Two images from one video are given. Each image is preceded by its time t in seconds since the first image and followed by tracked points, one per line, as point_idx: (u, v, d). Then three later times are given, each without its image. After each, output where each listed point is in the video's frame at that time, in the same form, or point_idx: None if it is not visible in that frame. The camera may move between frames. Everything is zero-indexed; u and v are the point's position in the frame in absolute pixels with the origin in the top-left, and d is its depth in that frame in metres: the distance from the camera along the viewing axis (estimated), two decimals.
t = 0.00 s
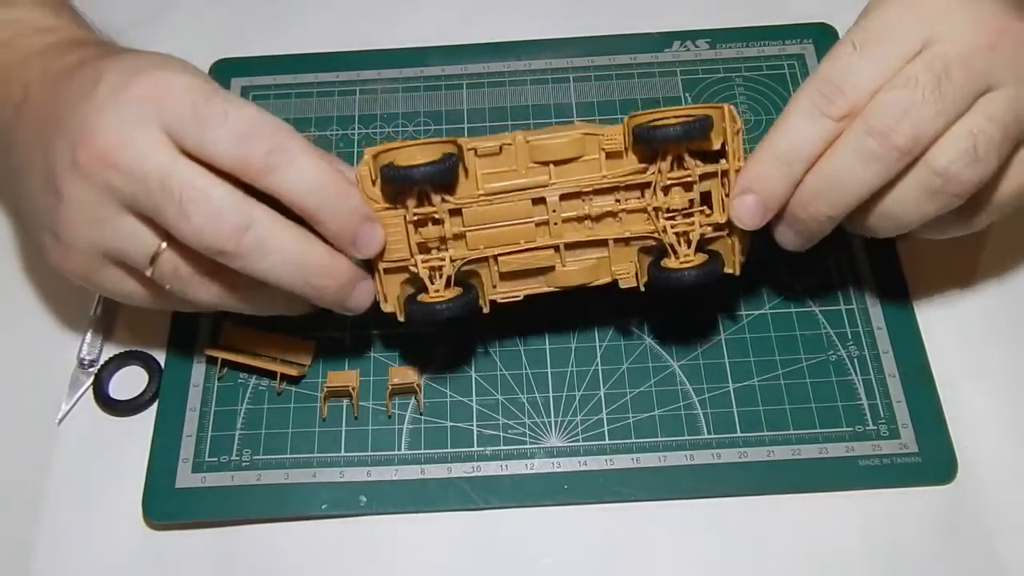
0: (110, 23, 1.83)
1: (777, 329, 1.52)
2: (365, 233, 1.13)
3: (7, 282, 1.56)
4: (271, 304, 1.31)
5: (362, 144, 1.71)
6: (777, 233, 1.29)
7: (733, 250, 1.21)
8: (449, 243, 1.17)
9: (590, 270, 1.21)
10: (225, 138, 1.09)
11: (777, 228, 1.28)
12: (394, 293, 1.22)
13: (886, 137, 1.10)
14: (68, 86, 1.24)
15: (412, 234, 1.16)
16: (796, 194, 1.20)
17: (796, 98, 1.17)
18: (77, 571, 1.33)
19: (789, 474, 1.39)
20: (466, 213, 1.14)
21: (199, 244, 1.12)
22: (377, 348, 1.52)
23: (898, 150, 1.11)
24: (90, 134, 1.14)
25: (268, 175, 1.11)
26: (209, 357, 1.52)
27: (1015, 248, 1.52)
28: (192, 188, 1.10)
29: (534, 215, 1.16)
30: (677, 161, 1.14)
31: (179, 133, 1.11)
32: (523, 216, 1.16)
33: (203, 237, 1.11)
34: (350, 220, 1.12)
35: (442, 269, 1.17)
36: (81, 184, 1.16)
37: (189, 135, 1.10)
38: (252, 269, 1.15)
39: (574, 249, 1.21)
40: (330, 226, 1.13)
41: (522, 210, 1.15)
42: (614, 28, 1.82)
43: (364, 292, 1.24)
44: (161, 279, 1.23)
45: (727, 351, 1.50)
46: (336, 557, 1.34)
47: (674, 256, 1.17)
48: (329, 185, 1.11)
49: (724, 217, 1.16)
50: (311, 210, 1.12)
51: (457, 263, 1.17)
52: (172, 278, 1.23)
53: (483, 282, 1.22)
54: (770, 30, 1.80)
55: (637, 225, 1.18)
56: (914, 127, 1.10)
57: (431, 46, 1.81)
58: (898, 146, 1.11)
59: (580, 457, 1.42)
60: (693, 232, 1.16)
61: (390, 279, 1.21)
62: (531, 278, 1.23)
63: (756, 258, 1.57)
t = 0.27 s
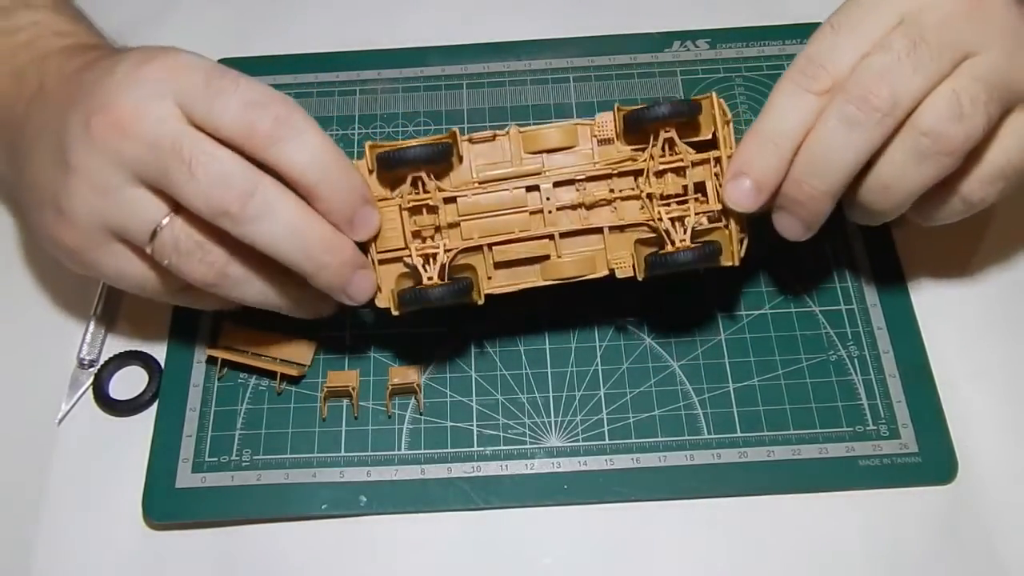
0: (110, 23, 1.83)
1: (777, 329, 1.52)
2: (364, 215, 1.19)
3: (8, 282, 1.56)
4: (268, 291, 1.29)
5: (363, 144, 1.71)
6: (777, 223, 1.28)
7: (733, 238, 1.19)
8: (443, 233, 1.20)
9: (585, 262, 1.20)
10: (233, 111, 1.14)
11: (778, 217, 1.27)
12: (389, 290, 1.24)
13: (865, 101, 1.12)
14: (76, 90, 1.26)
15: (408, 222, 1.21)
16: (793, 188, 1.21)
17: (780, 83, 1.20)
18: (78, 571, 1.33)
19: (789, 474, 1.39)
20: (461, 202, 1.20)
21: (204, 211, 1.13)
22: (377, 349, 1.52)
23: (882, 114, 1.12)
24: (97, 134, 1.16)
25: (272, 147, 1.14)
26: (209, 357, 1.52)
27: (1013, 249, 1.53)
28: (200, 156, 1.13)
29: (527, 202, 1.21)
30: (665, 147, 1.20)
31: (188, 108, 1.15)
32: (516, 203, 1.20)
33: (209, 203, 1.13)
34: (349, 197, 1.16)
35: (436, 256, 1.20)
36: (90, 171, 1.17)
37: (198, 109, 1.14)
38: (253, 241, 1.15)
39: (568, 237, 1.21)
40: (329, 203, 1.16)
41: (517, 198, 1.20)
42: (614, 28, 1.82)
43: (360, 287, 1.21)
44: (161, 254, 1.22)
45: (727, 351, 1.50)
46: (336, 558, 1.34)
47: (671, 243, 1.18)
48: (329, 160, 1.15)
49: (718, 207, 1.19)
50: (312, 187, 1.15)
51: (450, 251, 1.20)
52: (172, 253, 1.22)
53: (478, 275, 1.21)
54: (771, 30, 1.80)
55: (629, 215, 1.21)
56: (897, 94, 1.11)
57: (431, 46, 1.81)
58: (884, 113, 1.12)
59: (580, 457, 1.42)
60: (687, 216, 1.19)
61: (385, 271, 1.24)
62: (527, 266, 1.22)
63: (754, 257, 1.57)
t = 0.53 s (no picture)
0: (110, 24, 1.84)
1: (777, 329, 1.52)
2: (362, 211, 1.21)
3: (9, 282, 1.56)
4: (264, 276, 1.27)
5: (363, 144, 1.71)
6: (769, 216, 1.27)
7: (727, 233, 1.20)
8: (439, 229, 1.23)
9: (578, 259, 1.22)
10: (238, 104, 1.17)
11: (769, 211, 1.26)
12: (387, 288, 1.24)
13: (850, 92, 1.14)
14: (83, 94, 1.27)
15: (406, 219, 1.24)
16: (795, 190, 1.21)
17: (764, 81, 1.25)
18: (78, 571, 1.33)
19: (789, 474, 1.39)
20: (457, 199, 1.24)
21: (208, 195, 1.16)
22: (377, 348, 1.52)
23: (857, 94, 1.14)
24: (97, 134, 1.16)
25: (276, 139, 1.17)
26: (208, 356, 1.52)
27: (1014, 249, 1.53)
28: (208, 143, 1.16)
29: (523, 199, 1.24)
30: (657, 144, 1.23)
31: (196, 102, 1.18)
32: (511, 200, 1.24)
33: (213, 186, 1.15)
34: (348, 192, 1.19)
35: (433, 251, 1.22)
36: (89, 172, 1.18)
37: (205, 103, 1.18)
38: (254, 226, 1.17)
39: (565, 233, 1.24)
40: (330, 196, 1.19)
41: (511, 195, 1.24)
42: (614, 28, 1.82)
43: (358, 279, 1.22)
44: (160, 234, 1.22)
45: (727, 351, 1.50)
46: (336, 558, 1.34)
47: (664, 237, 1.20)
48: (330, 154, 1.18)
49: (711, 203, 1.21)
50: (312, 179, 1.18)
51: (445, 246, 1.23)
52: (170, 232, 1.22)
53: (474, 271, 1.23)
54: (771, 29, 1.79)
55: (623, 212, 1.23)
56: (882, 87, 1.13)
57: (431, 46, 1.81)
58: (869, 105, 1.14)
59: (580, 457, 1.42)
60: (680, 211, 1.21)
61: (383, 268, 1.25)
62: (523, 261, 1.24)
63: (751, 255, 1.58)
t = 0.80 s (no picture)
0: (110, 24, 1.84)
1: (777, 329, 1.52)
2: (361, 195, 1.22)
3: (9, 283, 1.56)
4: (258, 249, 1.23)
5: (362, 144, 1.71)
6: (768, 205, 1.24)
7: (727, 223, 1.21)
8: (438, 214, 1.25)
9: (576, 247, 1.22)
10: (242, 81, 1.20)
11: (768, 199, 1.24)
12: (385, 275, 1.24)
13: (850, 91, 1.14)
14: (85, 93, 1.27)
15: (405, 204, 1.25)
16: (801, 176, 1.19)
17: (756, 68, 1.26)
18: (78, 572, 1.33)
19: (789, 474, 1.39)
20: (456, 185, 1.25)
21: (207, 160, 1.17)
22: (377, 348, 1.52)
23: (849, 72, 1.15)
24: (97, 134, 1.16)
25: (279, 114, 1.19)
26: (209, 356, 1.51)
27: (1013, 248, 1.53)
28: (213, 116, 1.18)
29: (522, 185, 1.25)
30: (656, 132, 1.24)
31: (201, 82, 1.21)
32: (510, 185, 1.25)
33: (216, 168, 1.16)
34: (347, 166, 1.20)
35: (431, 235, 1.23)
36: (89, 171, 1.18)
37: (210, 81, 1.21)
38: (251, 195, 1.17)
39: (563, 220, 1.25)
40: (329, 171, 1.19)
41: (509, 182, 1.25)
42: (614, 28, 1.82)
43: (356, 260, 1.21)
44: (154, 200, 1.21)
45: (727, 351, 1.50)
46: (336, 558, 1.34)
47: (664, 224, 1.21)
48: (330, 128, 1.19)
49: (709, 192, 1.22)
50: (313, 154, 1.19)
51: (443, 231, 1.23)
52: (164, 197, 1.21)
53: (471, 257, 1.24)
54: (771, 29, 1.79)
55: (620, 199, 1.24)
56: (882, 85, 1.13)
57: (431, 46, 1.81)
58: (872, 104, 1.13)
59: (580, 457, 1.42)
60: (678, 198, 1.22)
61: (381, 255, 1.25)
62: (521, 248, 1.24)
63: (751, 252, 1.58)
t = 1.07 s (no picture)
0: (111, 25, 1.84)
1: (777, 329, 1.52)
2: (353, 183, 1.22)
3: (10, 282, 1.56)
4: (246, 235, 1.21)
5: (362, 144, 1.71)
6: (758, 195, 1.22)
7: (722, 211, 1.20)
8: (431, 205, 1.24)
9: (570, 237, 1.21)
10: (243, 68, 1.21)
11: (758, 188, 1.21)
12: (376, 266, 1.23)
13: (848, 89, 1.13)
14: (85, 92, 1.27)
15: (398, 195, 1.25)
16: (789, 165, 1.17)
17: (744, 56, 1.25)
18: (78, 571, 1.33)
19: (788, 474, 1.39)
20: (449, 177, 1.25)
21: (205, 140, 1.17)
22: (377, 348, 1.52)
23: (835, 53, 1.13)
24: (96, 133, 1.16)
25: (277, 99, 1.20)
26: (209, 356, 1.52)
27: (1013, 249, 1.53)
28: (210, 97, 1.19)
29: (515, 176, 1.26)
30: (648, 125, 1.25)
31: (202, 71, 1.23)
32: (503, 176, 1.25)
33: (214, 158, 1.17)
34: (342, 154, 1.21)
35: (423, 225, 1.23)
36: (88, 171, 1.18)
37: (211, 69, 1.23)
38: (246, 177, 1.16)
39: (556, 210, 1.24)
40: (324, 156, 1.20)
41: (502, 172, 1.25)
42: (614, 27, 1.82)
43: (347, 249, 1.20)
44: (148, 180, 1.21)
45: (727, 351, 1.50)
46: (336, 558, 1.34)
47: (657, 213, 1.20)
48: (328, 117, 1.21)
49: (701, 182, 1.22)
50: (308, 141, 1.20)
51: (436, 222, 1.23)
52: (158, 177, 1.20)
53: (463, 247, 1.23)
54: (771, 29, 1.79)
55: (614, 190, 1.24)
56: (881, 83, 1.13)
57: (431, 46, 1.81)
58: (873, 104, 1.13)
59: (580, 457, 1.42)
60: (672, 185, 1.22)
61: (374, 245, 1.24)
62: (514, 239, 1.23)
63: (745, 249, 1.58)
